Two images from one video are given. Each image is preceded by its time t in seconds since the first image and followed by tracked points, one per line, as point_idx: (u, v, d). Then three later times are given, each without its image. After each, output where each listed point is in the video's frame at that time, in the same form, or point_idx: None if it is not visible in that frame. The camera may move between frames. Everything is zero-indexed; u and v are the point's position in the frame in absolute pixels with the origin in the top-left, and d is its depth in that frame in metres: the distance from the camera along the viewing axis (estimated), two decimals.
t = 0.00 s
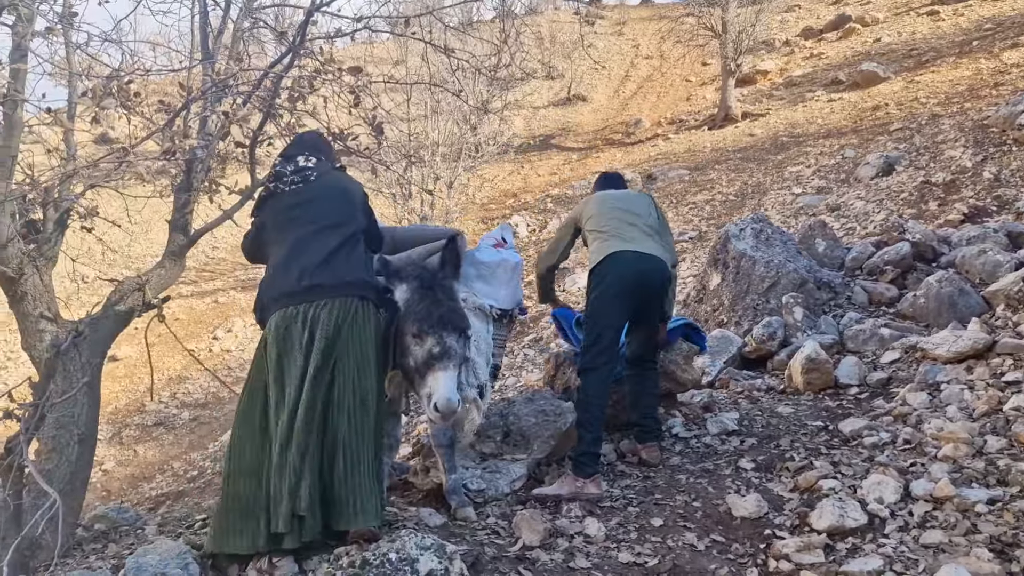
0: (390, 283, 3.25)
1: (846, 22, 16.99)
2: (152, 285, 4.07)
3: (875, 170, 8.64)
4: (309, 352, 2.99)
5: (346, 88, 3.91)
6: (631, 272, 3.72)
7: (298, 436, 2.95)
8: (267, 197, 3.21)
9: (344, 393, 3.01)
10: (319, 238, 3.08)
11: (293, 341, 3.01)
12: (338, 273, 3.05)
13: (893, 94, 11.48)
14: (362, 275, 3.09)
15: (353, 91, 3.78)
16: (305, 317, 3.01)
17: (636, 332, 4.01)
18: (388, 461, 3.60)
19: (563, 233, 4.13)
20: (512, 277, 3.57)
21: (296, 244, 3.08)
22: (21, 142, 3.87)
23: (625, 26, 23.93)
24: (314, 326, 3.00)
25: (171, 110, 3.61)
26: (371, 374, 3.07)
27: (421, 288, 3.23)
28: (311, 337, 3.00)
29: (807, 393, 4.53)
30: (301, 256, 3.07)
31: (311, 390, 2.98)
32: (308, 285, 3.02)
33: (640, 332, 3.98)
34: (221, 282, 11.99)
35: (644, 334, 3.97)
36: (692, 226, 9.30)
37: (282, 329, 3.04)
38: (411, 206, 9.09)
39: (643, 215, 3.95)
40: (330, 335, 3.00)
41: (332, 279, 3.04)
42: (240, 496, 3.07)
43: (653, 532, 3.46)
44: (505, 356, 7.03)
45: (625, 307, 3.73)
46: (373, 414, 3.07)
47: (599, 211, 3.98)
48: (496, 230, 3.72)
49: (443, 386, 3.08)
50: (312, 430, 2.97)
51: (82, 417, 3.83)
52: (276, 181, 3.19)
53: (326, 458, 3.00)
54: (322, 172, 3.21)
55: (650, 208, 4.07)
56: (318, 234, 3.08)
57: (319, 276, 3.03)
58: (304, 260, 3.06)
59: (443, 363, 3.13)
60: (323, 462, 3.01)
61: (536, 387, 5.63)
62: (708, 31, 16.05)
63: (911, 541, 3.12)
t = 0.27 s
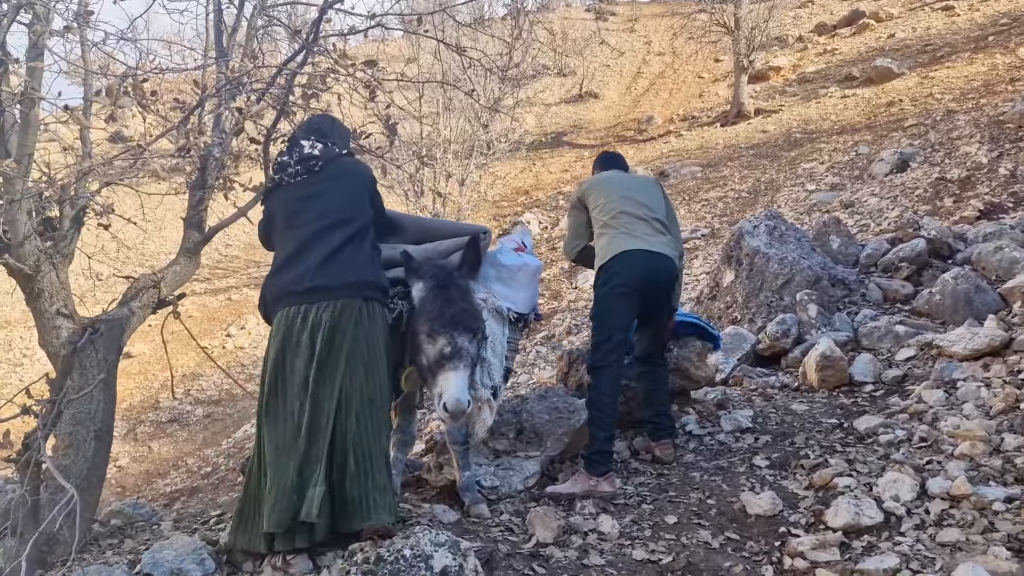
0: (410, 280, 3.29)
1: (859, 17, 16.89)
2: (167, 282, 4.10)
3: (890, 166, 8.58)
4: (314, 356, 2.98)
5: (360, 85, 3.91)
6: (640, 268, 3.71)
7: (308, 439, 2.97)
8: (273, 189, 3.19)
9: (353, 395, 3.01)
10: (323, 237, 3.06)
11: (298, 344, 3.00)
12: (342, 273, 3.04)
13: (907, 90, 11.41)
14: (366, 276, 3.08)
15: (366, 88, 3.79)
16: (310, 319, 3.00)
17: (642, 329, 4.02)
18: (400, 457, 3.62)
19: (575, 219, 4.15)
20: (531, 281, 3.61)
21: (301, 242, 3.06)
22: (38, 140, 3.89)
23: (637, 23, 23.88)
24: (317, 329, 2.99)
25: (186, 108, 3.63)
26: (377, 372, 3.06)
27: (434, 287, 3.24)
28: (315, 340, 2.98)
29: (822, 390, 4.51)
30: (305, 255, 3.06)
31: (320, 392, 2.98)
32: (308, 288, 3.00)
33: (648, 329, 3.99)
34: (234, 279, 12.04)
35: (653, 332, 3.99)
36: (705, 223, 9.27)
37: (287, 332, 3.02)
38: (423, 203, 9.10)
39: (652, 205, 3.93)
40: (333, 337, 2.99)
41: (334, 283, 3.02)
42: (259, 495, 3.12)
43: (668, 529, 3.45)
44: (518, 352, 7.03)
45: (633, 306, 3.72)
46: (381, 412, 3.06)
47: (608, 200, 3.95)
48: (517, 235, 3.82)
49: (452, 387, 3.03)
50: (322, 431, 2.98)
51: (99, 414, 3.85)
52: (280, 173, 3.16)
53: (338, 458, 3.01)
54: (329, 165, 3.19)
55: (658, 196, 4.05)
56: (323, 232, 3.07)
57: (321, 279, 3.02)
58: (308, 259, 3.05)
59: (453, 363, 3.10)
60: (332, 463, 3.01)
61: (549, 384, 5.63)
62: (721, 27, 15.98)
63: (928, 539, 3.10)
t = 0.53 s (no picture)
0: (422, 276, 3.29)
1: (863, 14, 16.86)
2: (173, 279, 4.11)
3: (894, 163, 8.56)
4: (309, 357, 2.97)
5: (364, 82, 3.90)
6: (642, 264, 3.68)
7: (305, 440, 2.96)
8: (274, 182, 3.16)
9: (349, 395, 3.00)
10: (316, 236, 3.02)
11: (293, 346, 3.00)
12: (339, 274, 3.01)
13: (911, 87, 11.38)
14: (359, 278, 3.03)
15: (371, 85, 3.78)
16: (306, 320, 2.99)
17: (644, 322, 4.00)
18: (407, 453, 3.65)
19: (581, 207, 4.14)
20: (540, 278, 3.61)
21: (295, 241, 3.03)
22: (43, 137, 3.89)
23: (640, 20, 23.85)
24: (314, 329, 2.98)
25: (191, 105, 3.63)
26: (375, 371, 3.06)
27: (441, 283, 3.24)
28: (309, 342, 2.97)
29: (827, 387, 4.51)
30: (300, 254, 3.03)
31: (317, 392, 2.98)
32: (299, 291, 3.00)
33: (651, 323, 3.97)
34: (238, 277, 12.06)
35: (655, 328, 3.97)
36: (708, 221, 9.26)
37: (284, 334, 3.04)
38: (426, 200, 9.10)
39: (654, 195, 3.87)
40: (331, 336, 2.99)
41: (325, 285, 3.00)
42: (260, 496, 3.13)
43: (673, 526, 3.45)
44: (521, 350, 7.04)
45: (635, 304, 3.70)
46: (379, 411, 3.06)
47: (610, 191, 3.90)
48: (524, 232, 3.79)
49: (457, 382, 3.02)
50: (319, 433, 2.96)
51: (105, 410, 3.87)
52: (279, 168, 3.13)
53: (337, 459, 3.00)
54: (328, 158, 3.11)
55: (660, 183, 3.99)
56: (317, 231, 3.02)
57: (314, 282, 2.99)
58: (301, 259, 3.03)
59: (457, 359, 3.08)
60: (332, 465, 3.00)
61: (553, 381, 5.62)
62: (725, 25, 15.96)
63: (933, 536, 3.10)
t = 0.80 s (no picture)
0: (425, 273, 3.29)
1: (864, 12, 16.86)
2: (173, 276, 4.11)
3: (895, 161, 8.56)
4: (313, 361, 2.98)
5: (366, 80, 3.90)
6: (643, 267, 3.65)
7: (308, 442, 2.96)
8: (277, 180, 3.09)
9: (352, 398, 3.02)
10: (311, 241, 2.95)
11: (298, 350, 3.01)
12: (335, 281, 2.96)
13: (912, 85, 11.38)
14: (358, 291, 2.97)
15: (372, 83, 3.78)
16: (312, 325, 3.01)
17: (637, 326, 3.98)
18: (408, 452, 3.63)
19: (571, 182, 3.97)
20: (544, 275, 3.60)
21: (294, 246, 2.98)
22: (45, 135, 3.89)
23: (640, 18, 23.86)
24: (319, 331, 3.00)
25: (192, 102, 3.62)
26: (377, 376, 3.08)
27: (445, 280, 3.24)
28: (315, 347, 2.99)
29: (827, 385, 4.51)
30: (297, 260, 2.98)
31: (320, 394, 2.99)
32: (299, 299, 2.97)
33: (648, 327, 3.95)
34: (239, 274, 12.06)
35: (649, 332, 3.94)
36: (709, 219, 9.26)
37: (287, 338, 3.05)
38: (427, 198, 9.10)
39: (658, 192, 3.78)
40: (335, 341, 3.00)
41: (324, 297, 2.95)
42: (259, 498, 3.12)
43: (674, 524, 3.46)
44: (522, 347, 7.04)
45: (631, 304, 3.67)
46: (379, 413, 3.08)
47: (614, 180, 3.77)
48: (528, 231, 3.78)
49: (462, 379, 3.02)
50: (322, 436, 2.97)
51: (106, 408, 3.87)
52: (282, 166, 3.06)
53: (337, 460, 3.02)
54: (331, 160, 3.03)
55: (660, 176, 3.89)
56: (314, 237, 2.94)
57: (312, 290, 2.95)
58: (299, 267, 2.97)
59: (462, 356, 3.08)
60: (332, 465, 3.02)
61: (553, 379, 5.62)
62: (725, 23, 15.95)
63: (934, 534, 3.10)
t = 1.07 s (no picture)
0: (429, 269, 3.28)
1: (864, 11, 16.86)
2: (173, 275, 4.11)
3: (895, 160, 8.56)
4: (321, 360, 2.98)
5: (366, 79, 3.89)
6: (637, 274, 3.64)
7: (317, 441, 2.96)
8: (297, 178, 3.13)
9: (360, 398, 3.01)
10: (319, 240, 2.94)
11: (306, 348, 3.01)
12: (346, 281, 2.96)
13: (913, 84, 11.38)
14: (362, 291, 2.97)
15: (373, 81, 3.77)
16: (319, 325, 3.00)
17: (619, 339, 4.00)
18: (408, 450, 3.64)
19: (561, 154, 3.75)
20: (546, 275, 3.61)
21: (302, 243, 2.98)
22: (45, 134, 3.88)
23: (641, 16, 23.87)
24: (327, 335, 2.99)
25: (193, 101, 3.62)
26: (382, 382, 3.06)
27: (448, 277, 3.23)
28: (322, 346, 2.98)
29: (827, 384, 4.51)
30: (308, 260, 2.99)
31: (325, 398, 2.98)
32: (305, 296, 2.97)
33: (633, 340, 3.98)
34: (239, 273, 12.06)
35: (633, 342, 3.97)
36: (709, 218, 9.26)
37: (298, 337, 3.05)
38: (427, 197, 9.09)
39: (656, 196, 3.78)
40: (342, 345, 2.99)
41: (327, 295, 2.95)
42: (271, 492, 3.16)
43: (673, 522, 3.46)
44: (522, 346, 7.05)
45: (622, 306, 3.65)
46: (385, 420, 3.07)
47: (619, 175, 3.68)
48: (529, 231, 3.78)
49: (464, 375, 3.04)
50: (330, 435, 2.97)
51: (106, 406, 3.87)
52: (302, 165, 3.10)
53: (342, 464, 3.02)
54: (348, 160, 3.05)
55: (654, 178, 3.87)
56: (322, 235, 2.94)
57: (317, 287, 2.95)
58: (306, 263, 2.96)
59: (464, 353, 3.10)
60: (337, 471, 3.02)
61: (553, 377, 5.63)
62: (726, 22, 15.95)
63: (933, 533, 3.11)
